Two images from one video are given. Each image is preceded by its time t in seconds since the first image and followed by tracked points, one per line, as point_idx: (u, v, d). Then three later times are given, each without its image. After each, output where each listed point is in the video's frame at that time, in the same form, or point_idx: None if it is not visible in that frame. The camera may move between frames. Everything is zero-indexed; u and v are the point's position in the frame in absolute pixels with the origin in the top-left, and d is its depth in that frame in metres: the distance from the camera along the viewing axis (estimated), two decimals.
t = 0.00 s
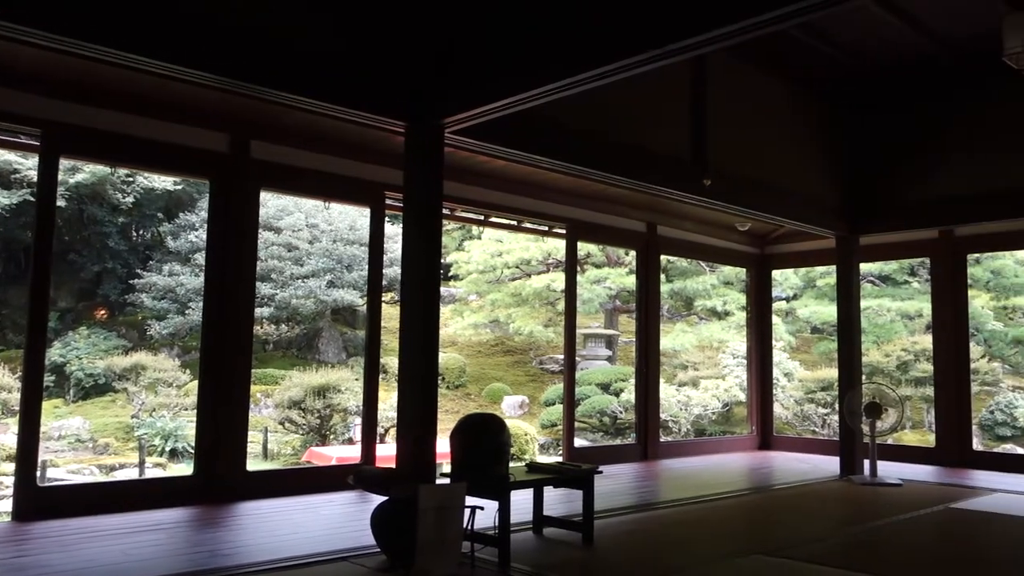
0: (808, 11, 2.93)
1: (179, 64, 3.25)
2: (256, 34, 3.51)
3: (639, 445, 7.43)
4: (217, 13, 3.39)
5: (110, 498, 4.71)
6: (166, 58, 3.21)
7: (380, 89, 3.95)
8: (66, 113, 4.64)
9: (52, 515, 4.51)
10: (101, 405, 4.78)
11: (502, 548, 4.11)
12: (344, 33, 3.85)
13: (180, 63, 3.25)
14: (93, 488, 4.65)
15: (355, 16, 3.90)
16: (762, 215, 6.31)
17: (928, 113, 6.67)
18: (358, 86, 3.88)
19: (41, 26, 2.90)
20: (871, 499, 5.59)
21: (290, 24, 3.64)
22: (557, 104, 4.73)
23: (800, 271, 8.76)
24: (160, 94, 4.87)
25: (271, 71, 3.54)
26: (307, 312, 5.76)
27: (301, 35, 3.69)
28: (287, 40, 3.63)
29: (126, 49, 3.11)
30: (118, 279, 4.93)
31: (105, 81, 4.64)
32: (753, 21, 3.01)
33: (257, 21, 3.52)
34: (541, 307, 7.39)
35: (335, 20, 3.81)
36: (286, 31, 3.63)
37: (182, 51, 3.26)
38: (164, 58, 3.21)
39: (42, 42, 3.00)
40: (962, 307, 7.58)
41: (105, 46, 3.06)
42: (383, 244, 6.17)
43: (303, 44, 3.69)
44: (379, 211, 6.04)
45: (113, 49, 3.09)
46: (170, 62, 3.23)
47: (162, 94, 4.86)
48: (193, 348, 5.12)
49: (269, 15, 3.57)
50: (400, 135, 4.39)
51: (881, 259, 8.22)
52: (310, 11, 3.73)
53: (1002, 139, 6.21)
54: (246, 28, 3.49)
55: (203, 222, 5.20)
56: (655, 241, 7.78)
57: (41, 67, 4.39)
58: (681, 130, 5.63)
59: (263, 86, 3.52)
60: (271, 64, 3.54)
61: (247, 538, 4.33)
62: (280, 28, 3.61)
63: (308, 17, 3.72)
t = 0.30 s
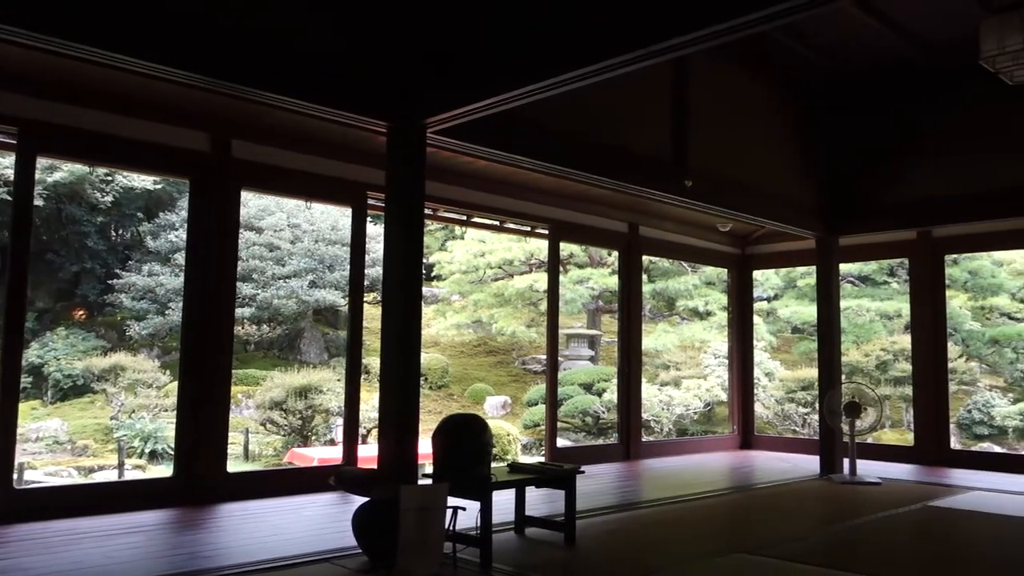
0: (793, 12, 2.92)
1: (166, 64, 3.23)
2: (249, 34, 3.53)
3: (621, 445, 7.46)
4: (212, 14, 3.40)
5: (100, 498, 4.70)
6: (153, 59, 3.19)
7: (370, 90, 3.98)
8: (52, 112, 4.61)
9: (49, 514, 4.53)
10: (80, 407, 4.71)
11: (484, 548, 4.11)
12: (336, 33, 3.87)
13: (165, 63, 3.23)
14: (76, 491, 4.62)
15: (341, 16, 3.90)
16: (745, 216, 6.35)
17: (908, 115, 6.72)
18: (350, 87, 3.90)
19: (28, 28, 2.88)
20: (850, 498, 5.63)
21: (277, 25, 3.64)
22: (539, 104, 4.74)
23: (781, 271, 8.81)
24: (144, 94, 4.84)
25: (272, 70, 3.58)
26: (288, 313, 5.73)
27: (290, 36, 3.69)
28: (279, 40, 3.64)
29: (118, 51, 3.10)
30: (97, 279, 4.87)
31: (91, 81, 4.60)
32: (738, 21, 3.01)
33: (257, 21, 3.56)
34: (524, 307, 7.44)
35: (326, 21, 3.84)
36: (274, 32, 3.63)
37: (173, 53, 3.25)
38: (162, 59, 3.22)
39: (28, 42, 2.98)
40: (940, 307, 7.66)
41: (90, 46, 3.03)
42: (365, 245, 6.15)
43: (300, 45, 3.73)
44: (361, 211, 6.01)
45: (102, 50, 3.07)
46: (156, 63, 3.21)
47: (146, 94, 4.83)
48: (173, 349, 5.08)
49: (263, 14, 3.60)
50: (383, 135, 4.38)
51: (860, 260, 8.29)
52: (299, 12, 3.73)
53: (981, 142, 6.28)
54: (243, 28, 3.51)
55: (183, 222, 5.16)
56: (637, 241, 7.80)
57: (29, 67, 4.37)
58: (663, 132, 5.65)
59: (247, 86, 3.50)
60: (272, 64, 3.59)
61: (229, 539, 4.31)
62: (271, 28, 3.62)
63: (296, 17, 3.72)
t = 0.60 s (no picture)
0: (782, 12, 2.90)
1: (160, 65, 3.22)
2: (244, 34, 3.53)
3: (604, 445, 7.47)
4: (207, 14, 3.40)
5: (88, 499, 4.68)
6: (147, 59, 3.18)
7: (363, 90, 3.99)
8: (44, 113, 4.60)
9: (48, 514, 4.55)
10: (59, 407, 4.66)
11: (467, 548, 4.11)
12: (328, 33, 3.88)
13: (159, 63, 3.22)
14: (61, 491, 4.59)
15: (331, 16, 3.90)
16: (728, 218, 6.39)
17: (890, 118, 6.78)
18: (341, 86, 3.91)
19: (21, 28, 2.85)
20: (830, 497, 5.67)
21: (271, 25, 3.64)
22: (523, 105, 4.74)
23: (763, 271, 8.85)
24: (134, 93, 4.84)
25: (271, 71, 3.60)
26: (270, 313, 5.70)
27: (284, 36, 3.69)
28: (274, 40, 3.65)
29: (113, 51, 3.08)
30: (76, 278, 4.82)
31: (83, 81, 4.59)
32: (727, 21, 3.00)
33: (257, 21, 3.58)
34: (507, 308, 7.39)
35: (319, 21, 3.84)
36: (266, 32, 3.62)
37: (169, 53, 3.24)
38: (161, 60, 3.22)
39: (21, 42, 2.96)
40: (920, 308, 7.73)
41: (81, 46, 3.01)
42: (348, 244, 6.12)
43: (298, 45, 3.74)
44: (344, 210, 5.99)
45: (97, 51, 3.05)
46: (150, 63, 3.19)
47: (135, 93, 4.82)
48: (154, 349, 5.04)
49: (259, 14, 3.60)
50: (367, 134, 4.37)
51: (841, 260, 8.34)
52: (294, 12, 3.74)
53: (963, 145, 6.33)
54: (238, 28, 3.51)
55: (164, 221, 5.12)
56: (620, 242, 7.82)
57: (26, 68, 4.37)
58: (647, 132, 5.67)
59: (236, 87, 3.48)
60: (272, 64, 3.61)
61: (211, 540, 4.29)
62: (265, 28, 3.61)
63: (288, 17, 3.71)
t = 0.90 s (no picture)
0: (773, 12, 2.93)
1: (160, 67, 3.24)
2: (239, 33, 3.55)
3: (588, 445, 7.48)
4: (202, 14, 3.42)
5: (72, 498, 4.66)
6: (145, 60, 3.20)
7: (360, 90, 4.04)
8: (39, 113, 4.59)
9: (47, 514, 4.57)
10: (39, 408, 4.61)
11: (451, 548, 4.11)
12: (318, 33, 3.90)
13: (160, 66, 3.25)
14: (56, 491, 4.60)
15: (322, 16, 3.92)
16: (712, 219, 6.44)
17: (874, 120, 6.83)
18: (333, 86, 3.92)
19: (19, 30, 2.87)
20: (812, 496, 5.71)
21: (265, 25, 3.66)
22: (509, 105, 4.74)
23: (747, 272, 8.90)
24: (124, 93, 4.82)
25: (271, 71, 3.65)
26: (254, 313, 5.67)
27: (284, 36, 3.75)
28: (272, 39, 3.70)
29: (111, 51, 3.10)
30: (57, 278, 4.77)
31: (76, 80, 4.58)
32: (719, 21, 3.02)
33: (256, 21, 3.63)
34: (491, 308, 7.27)
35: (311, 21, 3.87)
36: (259, 31, 3.64)
37: (165, 54, 3.26)
38: (159, 60, 3.24)
39: (16, 42, 2.96)
40: (902, 308, 7.80)
41: (75, 47, 3.02)
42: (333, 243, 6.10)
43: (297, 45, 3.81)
44: (328, 210, 5.97)
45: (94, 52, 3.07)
46: (148, 64, 3.21)
47: (125, 93, 4.81)
48: (135, 349, 5.00)
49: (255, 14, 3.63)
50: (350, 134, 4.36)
51: (823, 261, 8.39)
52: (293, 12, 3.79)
53: (945, 148, 6.40)
54: (233, 28, 3.53)
55: (147, 219, 5.08)
56: (605, 242, 7.84)
57: (20, 68, 4.35)
58: (632, 133, 5.69)
59: (229, 87, 3.48)
60: (271, 64, 3.66)
61: (194, 541, 4.26)
62: (260, 27, 3.64)
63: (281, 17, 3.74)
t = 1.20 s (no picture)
0: (760, 11, 2.93)
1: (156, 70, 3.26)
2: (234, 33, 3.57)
3: (574, 445, 7.49)
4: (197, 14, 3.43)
5: (58, 499, 4.63)
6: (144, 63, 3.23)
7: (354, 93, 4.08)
8: (29, 114, 4.57)
9: (49, 514, 4.60)
10: (20, 409, 4.57)
11: (436, 548, 4.10)
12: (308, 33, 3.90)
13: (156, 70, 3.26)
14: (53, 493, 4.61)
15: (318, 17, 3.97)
16: (697, 219, 6.46)
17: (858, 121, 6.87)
18: (325, 85, 3.95)
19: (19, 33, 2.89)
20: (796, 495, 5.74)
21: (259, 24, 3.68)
22: (494, 105, 4.74)
23: (732, 272, 8.93)
24: (111, 93, 4.80)
25: (271, 70, 3.70)
26: (239, 313, 5.65)
27: (284, 36, 3.80)
28: (270, 39, 3.73)
29: (110, 51, 3.13)
30: (38, 278, 4.73)
31: (67, 81, 4.56)
32: (706, 20, 3.01)
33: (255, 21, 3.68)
34: (478, 308, 7.39)
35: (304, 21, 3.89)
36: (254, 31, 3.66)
37: (162, 54, 3.29)
38: (157, 61, 3.26)
39: (12, 45, 2.97)
40: (885, 307, 7.84)
41: (71, 49, 3.03)
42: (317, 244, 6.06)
43: (290, 46, 3.82)
44: (313, 210, 5.95)
45: (93, 55, 3.09)
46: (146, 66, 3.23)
47: (111, 93, 4.78)
48: (118, 349, 4.96)
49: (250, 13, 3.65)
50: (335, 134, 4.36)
51: (808, 261, 8.42)
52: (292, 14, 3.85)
53: (928, 148, 6.45)
54: (229, 29, 3.56)
55: (130, 219, 5.05)
56: (590, 242, 7.84)
57: (6, 68, 4.33)
58: (618, 133, 5.70)
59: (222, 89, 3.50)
60: (271, 64, 3.71)
61: (179, 543, 4.23)
62: (255, 28, 3.66)
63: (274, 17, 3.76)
